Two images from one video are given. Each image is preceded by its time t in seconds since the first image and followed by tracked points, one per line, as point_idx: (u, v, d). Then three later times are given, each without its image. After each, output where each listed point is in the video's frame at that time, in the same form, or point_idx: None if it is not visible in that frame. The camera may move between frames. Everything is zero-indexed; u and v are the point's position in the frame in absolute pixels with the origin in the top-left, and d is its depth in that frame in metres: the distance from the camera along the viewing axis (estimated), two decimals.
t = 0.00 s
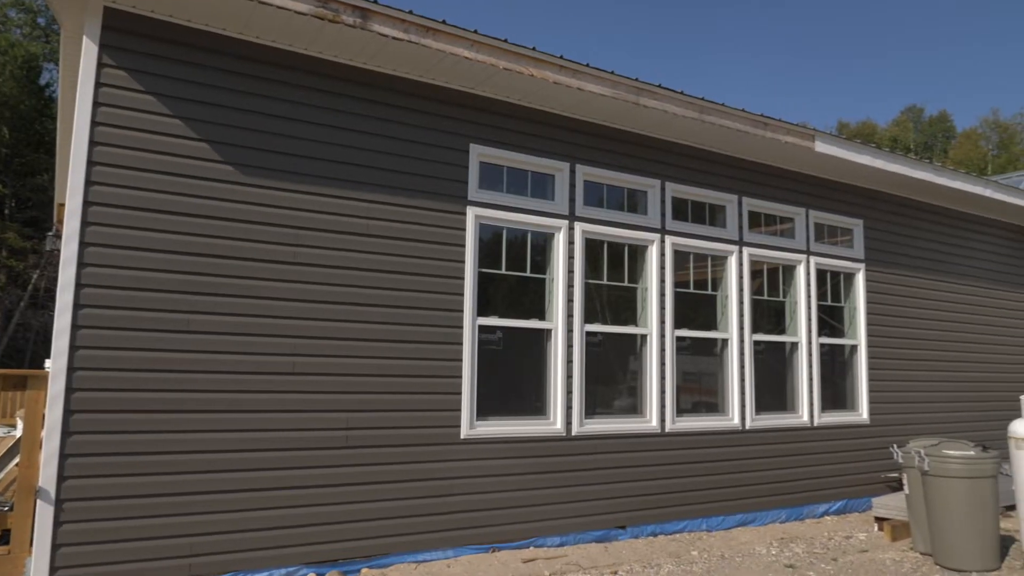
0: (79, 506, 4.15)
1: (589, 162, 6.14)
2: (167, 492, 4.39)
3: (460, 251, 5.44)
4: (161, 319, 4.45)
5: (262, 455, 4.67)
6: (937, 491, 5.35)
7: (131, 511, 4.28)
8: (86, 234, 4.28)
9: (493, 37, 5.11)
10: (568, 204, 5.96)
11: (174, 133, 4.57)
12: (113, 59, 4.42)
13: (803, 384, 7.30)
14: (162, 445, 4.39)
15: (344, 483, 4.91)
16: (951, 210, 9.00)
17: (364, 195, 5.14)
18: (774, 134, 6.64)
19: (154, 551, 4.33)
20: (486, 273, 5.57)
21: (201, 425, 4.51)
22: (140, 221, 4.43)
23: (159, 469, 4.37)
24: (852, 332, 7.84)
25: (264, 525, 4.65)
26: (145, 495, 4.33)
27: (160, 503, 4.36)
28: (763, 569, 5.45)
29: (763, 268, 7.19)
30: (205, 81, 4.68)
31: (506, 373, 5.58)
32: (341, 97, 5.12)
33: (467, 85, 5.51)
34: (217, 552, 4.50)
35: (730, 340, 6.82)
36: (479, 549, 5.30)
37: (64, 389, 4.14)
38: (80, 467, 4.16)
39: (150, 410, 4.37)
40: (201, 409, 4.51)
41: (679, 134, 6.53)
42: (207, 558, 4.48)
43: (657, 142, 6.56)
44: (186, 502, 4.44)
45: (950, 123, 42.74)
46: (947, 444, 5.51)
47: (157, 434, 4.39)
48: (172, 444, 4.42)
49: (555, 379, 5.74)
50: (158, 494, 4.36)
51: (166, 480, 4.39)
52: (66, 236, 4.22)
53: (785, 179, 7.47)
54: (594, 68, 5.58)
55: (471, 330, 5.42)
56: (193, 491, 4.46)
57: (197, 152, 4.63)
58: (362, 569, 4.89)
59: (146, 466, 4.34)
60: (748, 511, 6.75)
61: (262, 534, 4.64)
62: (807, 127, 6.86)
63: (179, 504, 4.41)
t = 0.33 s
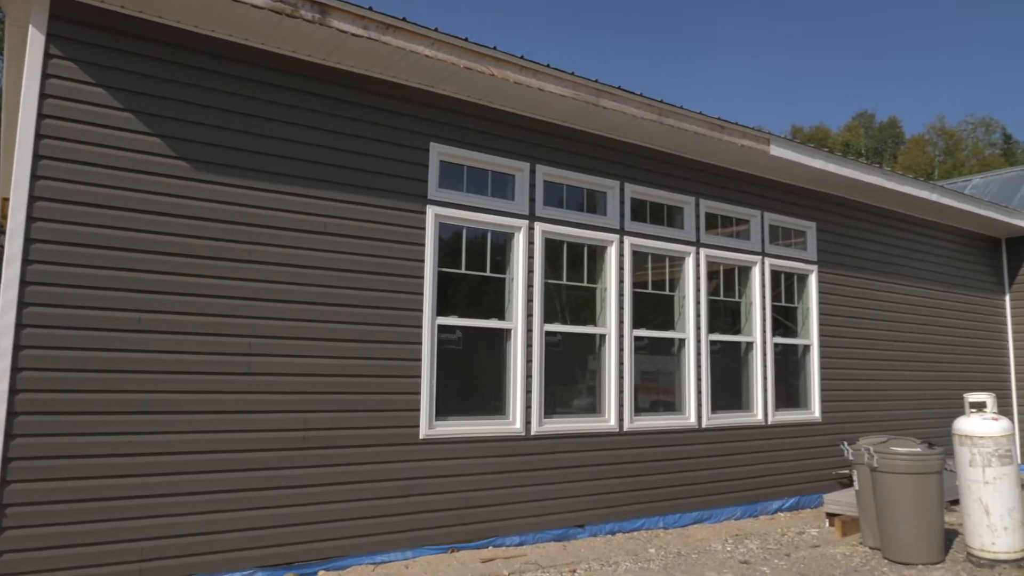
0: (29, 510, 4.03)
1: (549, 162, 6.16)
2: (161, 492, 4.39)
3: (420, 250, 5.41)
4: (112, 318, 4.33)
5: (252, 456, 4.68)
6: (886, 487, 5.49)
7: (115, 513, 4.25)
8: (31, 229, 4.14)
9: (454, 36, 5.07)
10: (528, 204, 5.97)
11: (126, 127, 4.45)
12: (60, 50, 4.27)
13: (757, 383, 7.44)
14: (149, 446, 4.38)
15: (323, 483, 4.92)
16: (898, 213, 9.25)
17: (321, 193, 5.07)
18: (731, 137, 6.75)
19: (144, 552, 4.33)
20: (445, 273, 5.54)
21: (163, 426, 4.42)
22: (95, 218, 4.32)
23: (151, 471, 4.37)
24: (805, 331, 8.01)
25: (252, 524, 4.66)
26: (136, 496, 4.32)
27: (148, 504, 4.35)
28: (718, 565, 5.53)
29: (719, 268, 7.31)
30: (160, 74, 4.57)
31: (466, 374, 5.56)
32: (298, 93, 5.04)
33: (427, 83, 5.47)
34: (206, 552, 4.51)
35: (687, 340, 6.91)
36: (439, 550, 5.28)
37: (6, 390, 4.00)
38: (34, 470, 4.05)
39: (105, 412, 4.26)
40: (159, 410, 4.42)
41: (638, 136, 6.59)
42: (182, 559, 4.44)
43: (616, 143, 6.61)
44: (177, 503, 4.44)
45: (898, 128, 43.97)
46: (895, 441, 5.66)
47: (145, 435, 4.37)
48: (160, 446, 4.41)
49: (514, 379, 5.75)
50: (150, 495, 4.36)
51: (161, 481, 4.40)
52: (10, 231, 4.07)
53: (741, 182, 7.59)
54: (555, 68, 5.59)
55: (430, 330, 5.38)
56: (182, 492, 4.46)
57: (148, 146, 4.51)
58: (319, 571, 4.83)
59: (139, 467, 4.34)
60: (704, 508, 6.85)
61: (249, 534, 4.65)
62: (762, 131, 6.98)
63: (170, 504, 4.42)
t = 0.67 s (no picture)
0: None
1: (515, 162, 6.16)
2: (160, 492, 4.43)
3: (386, 249, 5.38)
4: (77, 317, 4.25)
5: (248, 456, 4.73)
6: (843, 485, 5.60)
7: (112, 513, 4.27)
8: None
9: (421, 34, 5.05)
10: (494, 204, 5.97)
11: (86, 123, 4.36)
12: (13, 41, 4.16)
13: (720, 382, 7.54)
14: (141, 447, 4.38)
15: (300, 482, 4.91)
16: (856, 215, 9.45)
17: (284, 190, 5.01)
18: (695, 139, 6.83)
19: (143, 552, 4.36)
20: (410, 273, 5.51)
21: (139, 427, 4.39)
22: (68, 216, 4.26)
23: (150, 471, 4.40)
24: (766, 331, 8.14)
25: (240, 523, 4.67)
26: (137, 497, 4.36)
27: (147, 504, 4.38)
28: (681, 563, 5.60)
29: (683, 269, 7.39)
30: (124, 69, 4.49)
31: (431, 374, 5.54)
32: (261, 89, 4.97)
33: (393, 82, 5.43)
34: (199, 552, 4.53)
35: (651, 340, 6.98)
36: (404, 550, 5.27)
37: None
38: None
39: (63, 412, 4.17)
40: (132, 411, 4.36)
41: (604, 137, 6.63)
42: (172, 559, 4.45)
43: (582, 144, 6.65)
44: (175, 503, 4.47)
45: (857, 133, 44.90)
46: (852, 439, 5.78)
47: (139, 436, 4.38)
48: (157, 446, 4.43)
49: (480, 378, 5.74)
50: (150, 495, 4.39)
51: (161, 481, 4.43)
52: None
53: (704, 184, 7.69)
54: (522, 69, 5.59)
55: (395, 330, 5.35)
56: (179, 493, 4.49)
57: (108, 142, 4.42)
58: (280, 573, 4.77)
59: (138, 468, 4.36)
60: (667, 506, 6.92)
61: (238, 533, 4.66)
62: (726, 134, 7.08)
63: (168, 505, 4.45)
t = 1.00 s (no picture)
0: None
1: (479, 162, 6.16)
2: (154, 492, 4.46)
3: (347, 248, 5.32)
4: (52, 318, 4.21)
5: (238, 455, 4.76)
6: (799, 482, 5.70)
7: (106, 514, 4.29)
8: None
9: (385, 32, 5.01)
10: (458, 204, 5.95)
11: (42, 117, 4.26)
12: None
13: (681, 382, 7.62)
14: (135, 448, 4.41)
15: (279, 482, 4.92)
16: (813, 218, 9.64)
17: (243, 187, 4.93)
18: (657, 141, 6.90)
19: (138, 552, 4.39)
20: (373, 272, 5.46)
21: (125, 429, 4.38)
22: (49, 216, 4.24)
23: (144, 471, 4.43)
24: (726, 331, 8.26)
25: (226, 523, 4.69)
26: (133, 497, 4.39)
27: (142, 504, 4.41)
28: (642, 560, 5.65)
29: (645, 270, 7.46)
30: (83, 63, 4.39)
31: (394, 374, 5.51)
32: (220, 84, 4.88)
33: (355, 79, 5.38)
34: (188, 552, 4.56)
35: (613, 340, 7.03)
36: (365, 551, 5.23)
37: None
38: None
39: (15, 414, 4.07)
40: (110, 412, 4.34)
41: (567, 138, 6.66)
42: (163, 559, 4.47)
43: (545, 144, 6.66)
44: (167, 502, 4.50)
45: (814, 137, 45.78)
46: (808, 437, 5.90)
47: (131, 437, 4.40)
48: (150, 447, 4.46)
49: (442, 378, 5.72)
50: (145, 495, 4.42)
51: (155, 481, 4.46)
52: None
53: (666, 185, 7.77)
54: (486, 68, 5.59)
55: (357, 329, 5.30)
56: (171, 492, 4.52)
57: (65, 137, 4.32)
58: None
59: (132, 468, 4.39)
60: (628, 505, 6.98)
61: (224, 534, 4.68)
62: (688, 136, 7.16)
63: (161, 505, 4.48)
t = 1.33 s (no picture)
0: None
1: (441, 161, 6.13)
2: (146, 492, 4.48)
3: (307, 247, 5.25)
4: (29, 317, 4.18)
5: (221, 455, 4.78)
6: (757, 478, 5.81)
7: (99, 514, 4.31)
8: None
9: (347, 29, 4.96)
10: (420, 203, 5.92)
11: None
12: None
13: (641, 381, 7.70)
14: (127, 448, 4.42)
15: (257, 482, 4.92)
16: (770, 220, 9.81)
17: (200, 184, 4.83)
18: (619, 142, 6.96)
19: (130, 551, 4.42)
20: (333, 271, 5.40)
21: (117, 430, 4.39)
22: (31, 216, 4.22)
23: (137, 471, 4.46)
24: (686, 331, 8.37)
25: (208, 523, 4.70)
26: (126, 497, 4.41)
27: (133, 504, 4.43)
28: (603, 558, 5.69)
29: (606, 270, 7.52)
30: (34, 54, 4.27)
31: (355, 373, 5.46)
32: (176, 79, 4.78)
33: (316, 75, 5.32)
34: (173, 552, 4.57)
35: (575, 340, 7.07)
36: (325, 553, 5.17)
37: None
38: None
39: None
40: (101, 413, 4.35)
41: (529, 138, 6.67)
42: (151, 558, 4.49)
43: (508, 144, 6.67)
44: (156, 503, 4.51)
45: (772, 140, 46.55)
46: (765, 435, 6.00)
47: (124, 438, 4.42)
48: (142, 447, 4.48)
49: (403, 378, 5.69)
50: (137, 495, 4.45)
51: (147, 481, 4.49)
52: None
53: (628, 186, 7.84)
54: (450, 67, 5.57)
55: (317, 329, 5.23)
56: (160, 492, 4.53)
57: (15, 131, 4.21)
58: None
59: (125, 468, 4.41)
60: (589, 504, 7.02)
61: (204, 533, 4.68)
62: (649, 138, 7.24)
63: (151, 504, 4.50)
